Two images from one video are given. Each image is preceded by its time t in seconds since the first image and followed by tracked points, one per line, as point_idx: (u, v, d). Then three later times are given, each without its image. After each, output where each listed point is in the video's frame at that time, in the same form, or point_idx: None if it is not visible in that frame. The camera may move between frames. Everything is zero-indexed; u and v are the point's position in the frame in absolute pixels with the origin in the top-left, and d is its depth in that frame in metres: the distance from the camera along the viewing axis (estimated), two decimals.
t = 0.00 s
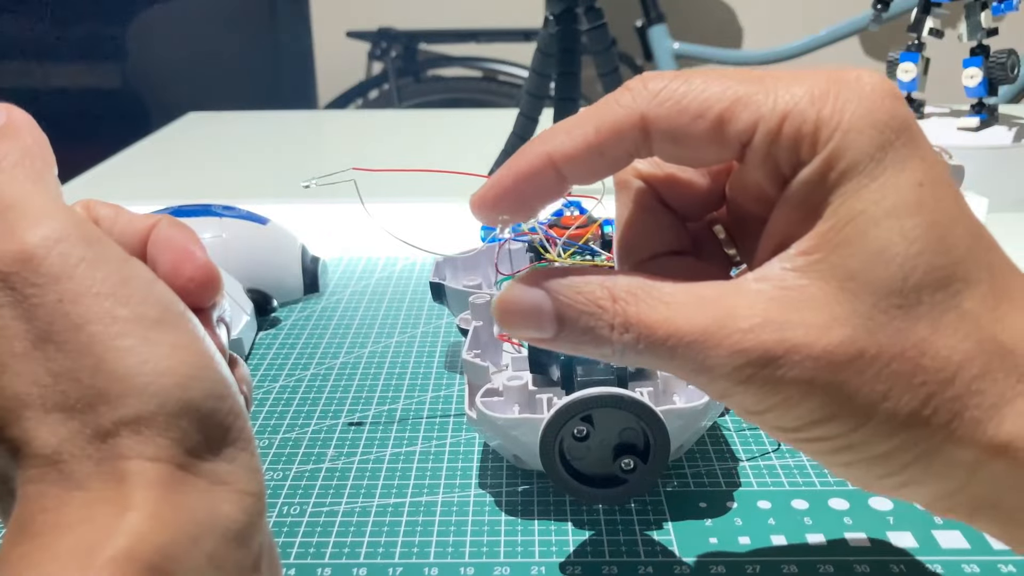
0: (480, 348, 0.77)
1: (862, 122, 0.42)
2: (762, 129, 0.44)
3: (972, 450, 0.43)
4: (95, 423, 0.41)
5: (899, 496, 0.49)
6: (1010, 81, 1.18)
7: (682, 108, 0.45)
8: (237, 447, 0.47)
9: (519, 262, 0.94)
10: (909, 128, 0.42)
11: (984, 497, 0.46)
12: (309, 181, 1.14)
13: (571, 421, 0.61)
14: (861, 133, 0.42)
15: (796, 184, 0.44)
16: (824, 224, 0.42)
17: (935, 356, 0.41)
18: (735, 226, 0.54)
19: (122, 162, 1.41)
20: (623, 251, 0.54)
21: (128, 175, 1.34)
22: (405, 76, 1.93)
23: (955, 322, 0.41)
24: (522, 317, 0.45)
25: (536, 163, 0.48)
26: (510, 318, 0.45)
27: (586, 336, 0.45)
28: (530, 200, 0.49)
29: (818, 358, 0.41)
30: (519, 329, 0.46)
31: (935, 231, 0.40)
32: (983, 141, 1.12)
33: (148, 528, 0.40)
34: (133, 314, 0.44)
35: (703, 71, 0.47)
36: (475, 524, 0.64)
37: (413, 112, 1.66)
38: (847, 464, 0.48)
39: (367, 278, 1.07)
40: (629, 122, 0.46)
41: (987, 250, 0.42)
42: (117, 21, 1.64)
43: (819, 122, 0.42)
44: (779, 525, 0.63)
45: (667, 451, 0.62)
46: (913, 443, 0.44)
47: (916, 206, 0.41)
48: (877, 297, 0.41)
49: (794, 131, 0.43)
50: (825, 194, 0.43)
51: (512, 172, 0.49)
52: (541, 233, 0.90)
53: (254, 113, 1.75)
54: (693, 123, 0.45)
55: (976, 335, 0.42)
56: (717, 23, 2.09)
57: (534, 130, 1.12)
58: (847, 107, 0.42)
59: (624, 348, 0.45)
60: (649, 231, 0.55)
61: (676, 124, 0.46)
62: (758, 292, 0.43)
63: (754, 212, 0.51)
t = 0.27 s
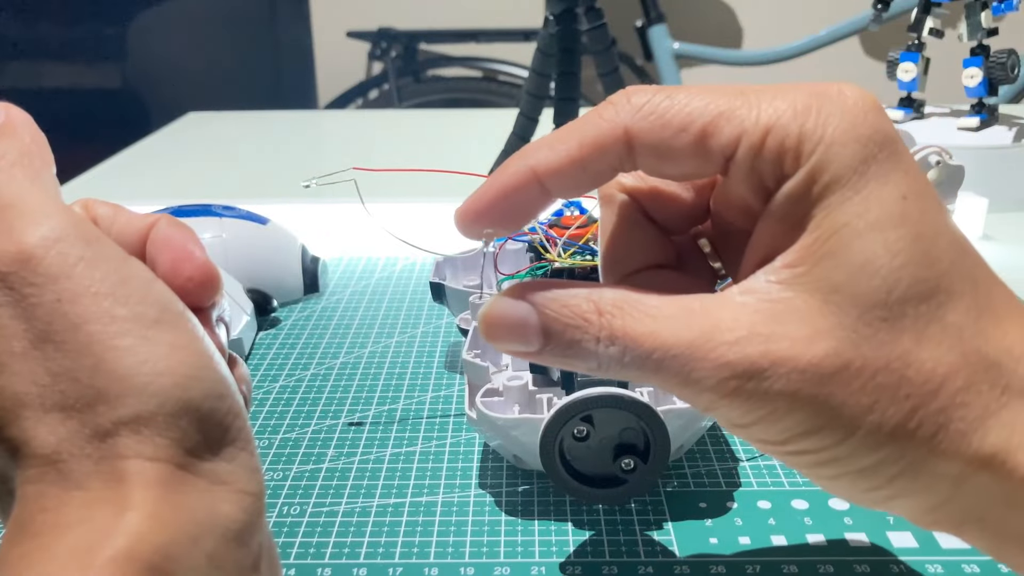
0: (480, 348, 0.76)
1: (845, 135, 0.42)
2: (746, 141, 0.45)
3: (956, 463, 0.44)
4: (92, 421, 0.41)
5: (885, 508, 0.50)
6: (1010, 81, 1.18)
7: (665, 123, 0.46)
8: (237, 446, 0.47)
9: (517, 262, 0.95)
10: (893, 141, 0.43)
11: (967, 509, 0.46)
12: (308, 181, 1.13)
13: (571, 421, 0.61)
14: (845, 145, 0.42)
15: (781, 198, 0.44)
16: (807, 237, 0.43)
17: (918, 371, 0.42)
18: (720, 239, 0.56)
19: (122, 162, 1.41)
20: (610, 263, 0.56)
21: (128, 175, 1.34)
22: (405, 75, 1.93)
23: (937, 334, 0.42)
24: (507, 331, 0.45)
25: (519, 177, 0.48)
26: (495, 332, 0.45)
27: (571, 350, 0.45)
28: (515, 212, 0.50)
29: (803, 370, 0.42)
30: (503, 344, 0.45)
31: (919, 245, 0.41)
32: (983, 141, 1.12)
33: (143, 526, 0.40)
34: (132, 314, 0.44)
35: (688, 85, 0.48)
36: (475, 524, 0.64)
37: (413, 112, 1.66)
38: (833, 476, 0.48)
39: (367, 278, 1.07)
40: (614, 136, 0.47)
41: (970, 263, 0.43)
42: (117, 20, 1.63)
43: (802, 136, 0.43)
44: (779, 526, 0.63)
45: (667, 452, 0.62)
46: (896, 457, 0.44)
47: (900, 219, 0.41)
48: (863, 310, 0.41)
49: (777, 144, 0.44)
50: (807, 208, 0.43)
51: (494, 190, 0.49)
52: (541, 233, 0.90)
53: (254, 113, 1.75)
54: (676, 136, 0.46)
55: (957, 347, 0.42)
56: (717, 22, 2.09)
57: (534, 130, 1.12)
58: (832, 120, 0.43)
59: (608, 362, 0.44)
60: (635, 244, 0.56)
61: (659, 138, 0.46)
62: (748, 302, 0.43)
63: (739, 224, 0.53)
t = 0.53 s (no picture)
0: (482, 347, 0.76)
1: (837, 143, 0.43)
2: (738, 149, 0.45)
3: (947, 468, 0.44)
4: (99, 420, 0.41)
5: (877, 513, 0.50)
6: (1010, 81, 1.18)
7: (658, 131, 0.47)
8: (239, 446, 0.47)
9: (518, 262, 0.94)
10: (885, 149, 0.43)
11: (961, 514, 0.46)
12: (308, 181, 1.13)
13: (571, 421, 0.61)
14: (837, 152, 0.43)
15: (773, 204, 0.45)
16: (799, 244, 0.43)
17: (909, 378, 0.42)
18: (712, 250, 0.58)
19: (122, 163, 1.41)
20: (604, 270, 0.58)
21: (128, 175, 1.34)
22: (405, 75, 1.93)
23: (929, 340, 0.42)
24: (501, 338, 0.44)
25: (516, 184, 0.49)
26: (489, 338, 0.44)
27: (563, 357, 0.44)
28: (511, 219, 0.51)
29: (797, 376, 0.42)
30: (496, 350, 0.45)
31: (910, 252, 0.42)
32: (983, 141, 1.12)
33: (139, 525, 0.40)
34: (133, 314, 0.44)
35: (681, 93, 0.48)
36: (475, 524, 0.64)
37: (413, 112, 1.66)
38: (825, 482, 0.48)
39: (367, 278, 1.07)
40: (608, 145, 0.47)
41: (961, 269, 0.43)
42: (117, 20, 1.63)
43: (794, 144, 0.43)
44: (779, 526, 0.63)
45: (667, 452, 0.62)
46: (888, 463, 0.44)
47: (892, 227, 0.42)
48: (855, 316, 0.41)
49: (768, 153, 0.44)
50: (801, 215, 0.44)
51: (487, 197, 0.50)
52: (541, 233, 0.90)
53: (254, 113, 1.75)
54: (670, 143, 0.47)
55: (949, 354, 0.42)
56: (718, 22, 2.09)
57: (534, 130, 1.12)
58: (823, 129, 0.43)
59: (601, 369, 0.44)
60: (628, 252, 0.58)
61: (654, 145, 0.47)
62: (742, 307, 0.44)
63: (731, 233, 0.54)
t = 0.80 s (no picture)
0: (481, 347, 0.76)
1: (830, 157, 0.45)
2: (735, 161, 0.48)
3: (936, 471, 0.44)
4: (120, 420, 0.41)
5: (869, 518, 0.49)
6: (1010, 80, 1.18)
7: (659, 140, 0.50)
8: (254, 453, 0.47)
9: (518, 262, 0.95)
10: (876, 164, 0.45)
11: (951, 521, 0.46)
12: (308, 181, 1.13)
13: (571, 421, 0.61)
14: (829, 166, 0.44)
15: (768, 215, 0.47)
16: (793, 251, 0.45)
17: (897, 381, 0.42)
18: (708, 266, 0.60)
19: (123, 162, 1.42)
20: (601, 278, 0.61)
21: (128, 175, 1.34)
22: (405, 75, 1.93)
23: (918, 345, 0.43)
24: (502, 337, 0.44)
25: (522, 191, 0.54)
26: (489, 336, 0.45)
27: (561, 357, 0.45)
28: (518, 225, 0.56)
29: (790, 376, 0.42)
30: (496, 349, 0.45)
31: (900, 260, 0.43)
32: (983, 141, 1.12)
33: (152, 519, 0.40)
34: (153, 315, 0.44)
35: (684, 108, 0.52)
36: (475, 524, 0.64)
37: (414, 113, 1.64)
38: (818, 485, 0.48)
39: (367, 278, 1.07)
40: (608, 154, 0.52)
41: (948, 279, 0.44)
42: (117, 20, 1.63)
43: (789, 157, 0.46)
44: (779, 525, 0.63)
45: (667, 453, 0.62)
46: (878, 466, 0.44)
47: (882, 233, 0.43)
48: (846, 320, 0.42)
49: (765, 164, 0.47)
50: (791, 227, 0.46)
51: (496, 201, 0.55)
52: (541, 233, 0.90)
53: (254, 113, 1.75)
54: (667, 155, 0.51)
55: (937, 359, 0.43)
56: (718, 22, 2.09)
57: (534, 130, 1.12)
58: (817, 143, 0.45)
59: (597, 370, 0.45)
60: (624, 262, 0.61)
61: (654, 154, 0.51)
62: (737, 310, 0.44)
63: (728, 246, 0.56)
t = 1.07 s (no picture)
0: (480, 348, 0.77)
1: (842, 144, 0.45)
2: (750, 146, 0.49)
3: (941, 447, 0.44)
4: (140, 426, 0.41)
5: (867, 499, 0.50)
6: (1010, 80, 1.18)
7: (677, 122, 0.51)
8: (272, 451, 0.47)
9: (519, 263, 0.94)
10: (887, 154, 0.46)
11: (954, 504, 0.46)
12: (309, 181, 1.13)
13: (572, 421, 0.61)
14: (841, 153, 0.45)
15: (779, 200, 0.47)
16: (800, 233, 0.45)
17: (905, 358, 0.43)
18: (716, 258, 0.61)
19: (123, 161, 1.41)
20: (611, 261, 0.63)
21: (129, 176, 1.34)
22: (405, 75, 1.93)
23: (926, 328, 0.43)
24: (513, 311, 0.42)
25: (537, 168, 0.53)
26: (501, 312, 0.43)
27: (571, 330, 0.43)
28: (528, 203, 0.55)
29: (800, 351, 0.42)
30: (507, 326, 0.43)
31: (910, 245, 0.43)
32: (985, 141, 1.12)
33: (164, 526, 0.40)
34: (180, 318, 0.42)
35: (696, 95, 0.53)
36: (475, 524, 0.64)
37: (415, 113, 1.64)
38: (815, 462, 0.48)
39: (367, 278, 1.07)
40: (627, 132, 0.52)
41: (954, 267, 0.45)
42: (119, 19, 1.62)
43: (803, 144, 0.46)
44: (779, 525, 0.63)
45: (668, 453, 0.62)
46: (883, 446, 0.44)
47: (892, 224, 0.43)
48: (857, 299, 0.42)
49: (779, 148, 0.47)
50: (802, 211, 0.46)
51: (512, 178, 0.54)
52: (541, 233, 0.91)
53: (254, 113, 1.75)
54: (683, 138, 0.51)
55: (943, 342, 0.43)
56: (717, 23, 2.09)
57: (534, 130, 1.12)
58: (830, 131, 0.46)
59: (609, 344, 0.43)
60: (632, 248, 0.62)
61: (671, 137, 0.51)
62: (748, 287, 0.44)
63: (737, 234, 0.56)
